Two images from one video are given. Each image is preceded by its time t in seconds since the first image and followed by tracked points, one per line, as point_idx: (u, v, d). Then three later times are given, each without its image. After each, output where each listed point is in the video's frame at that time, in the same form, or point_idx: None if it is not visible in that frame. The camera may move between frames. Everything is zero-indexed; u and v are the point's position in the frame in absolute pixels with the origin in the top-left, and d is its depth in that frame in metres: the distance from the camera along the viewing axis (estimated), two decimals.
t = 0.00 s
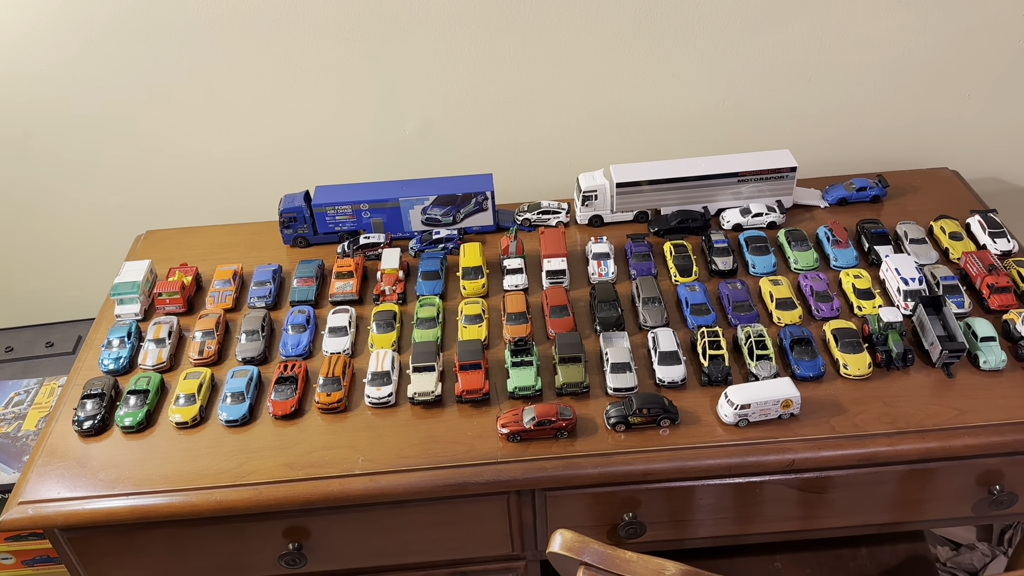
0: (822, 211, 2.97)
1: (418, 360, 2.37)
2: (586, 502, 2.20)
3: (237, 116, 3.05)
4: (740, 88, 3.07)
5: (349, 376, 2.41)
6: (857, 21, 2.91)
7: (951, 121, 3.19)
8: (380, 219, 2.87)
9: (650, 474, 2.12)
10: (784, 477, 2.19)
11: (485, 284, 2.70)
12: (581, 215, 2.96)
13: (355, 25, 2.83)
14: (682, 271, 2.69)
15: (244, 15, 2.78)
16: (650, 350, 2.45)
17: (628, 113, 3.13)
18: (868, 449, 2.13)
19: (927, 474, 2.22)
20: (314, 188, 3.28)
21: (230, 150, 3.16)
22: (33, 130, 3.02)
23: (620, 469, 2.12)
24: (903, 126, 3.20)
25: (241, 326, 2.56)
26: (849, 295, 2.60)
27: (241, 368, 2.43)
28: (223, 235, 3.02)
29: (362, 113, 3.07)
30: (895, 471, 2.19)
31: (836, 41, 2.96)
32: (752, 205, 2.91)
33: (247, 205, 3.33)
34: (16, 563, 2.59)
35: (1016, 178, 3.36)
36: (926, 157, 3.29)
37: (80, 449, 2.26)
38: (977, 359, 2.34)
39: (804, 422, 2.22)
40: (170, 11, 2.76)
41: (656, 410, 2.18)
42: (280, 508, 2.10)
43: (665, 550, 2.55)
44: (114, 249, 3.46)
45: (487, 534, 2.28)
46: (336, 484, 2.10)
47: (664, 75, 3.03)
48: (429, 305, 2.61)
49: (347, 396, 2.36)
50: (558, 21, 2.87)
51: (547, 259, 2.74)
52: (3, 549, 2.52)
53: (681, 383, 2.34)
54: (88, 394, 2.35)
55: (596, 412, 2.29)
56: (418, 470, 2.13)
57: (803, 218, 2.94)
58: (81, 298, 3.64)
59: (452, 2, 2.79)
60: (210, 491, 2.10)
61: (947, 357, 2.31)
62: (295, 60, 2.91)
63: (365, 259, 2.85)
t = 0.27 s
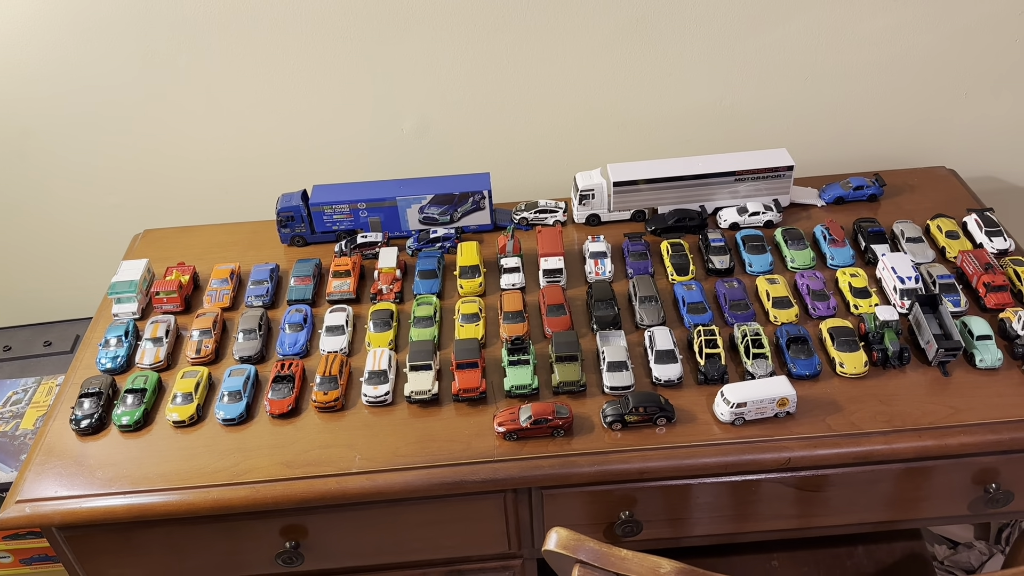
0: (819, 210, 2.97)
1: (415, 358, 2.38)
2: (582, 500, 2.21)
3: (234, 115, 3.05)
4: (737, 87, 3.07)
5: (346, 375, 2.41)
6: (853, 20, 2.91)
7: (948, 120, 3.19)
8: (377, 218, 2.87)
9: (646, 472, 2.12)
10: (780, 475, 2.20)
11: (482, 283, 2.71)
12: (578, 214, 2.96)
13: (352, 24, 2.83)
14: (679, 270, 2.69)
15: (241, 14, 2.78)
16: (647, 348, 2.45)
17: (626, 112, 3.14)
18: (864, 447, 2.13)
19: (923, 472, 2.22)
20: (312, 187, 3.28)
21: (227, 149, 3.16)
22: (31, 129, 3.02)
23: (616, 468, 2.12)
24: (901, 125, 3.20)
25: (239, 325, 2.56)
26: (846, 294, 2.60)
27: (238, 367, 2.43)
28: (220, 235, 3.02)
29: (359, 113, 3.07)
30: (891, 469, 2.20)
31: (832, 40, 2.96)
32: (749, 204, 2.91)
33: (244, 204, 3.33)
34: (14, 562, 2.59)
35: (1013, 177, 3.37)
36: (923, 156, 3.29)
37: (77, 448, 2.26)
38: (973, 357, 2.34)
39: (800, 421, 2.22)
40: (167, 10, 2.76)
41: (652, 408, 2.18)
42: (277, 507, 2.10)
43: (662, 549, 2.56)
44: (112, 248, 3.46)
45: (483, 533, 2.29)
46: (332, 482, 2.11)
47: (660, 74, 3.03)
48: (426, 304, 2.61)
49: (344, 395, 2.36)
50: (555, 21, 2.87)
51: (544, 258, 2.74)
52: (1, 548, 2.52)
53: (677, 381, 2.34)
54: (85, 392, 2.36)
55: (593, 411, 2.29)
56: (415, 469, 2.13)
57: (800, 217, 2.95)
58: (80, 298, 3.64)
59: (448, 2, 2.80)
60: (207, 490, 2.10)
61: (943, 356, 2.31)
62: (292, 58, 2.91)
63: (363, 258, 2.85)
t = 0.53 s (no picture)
0: (819, 209, 2.97)
1: (415, 357, 2.37)
2: (582, 498, 2.21)
3: (234, 114, 3.05)
4: (737, 85, 3.07)
5: (346, 374, 2.41)
6: (853, 18, 2.91)
7: (949, 119, 3.19)
8: (377, 216, 2.87)
9: (646, 470, 2.12)
10: (780, 474, 2.20)
11: (482, 281, 2.71)
12: (578, 213, 2.96)
13: (351, 22, 2.83)
14: (679, 268, 2.69)
15: (241, 11, 2.78)
16: (647, 347, 2.45)
17: (625, 110, 3.13)
18: (864, 445, 2.13)
19: (923, 470, 2.22)
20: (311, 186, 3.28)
21: (227, 148, 3.16)
22: (30, 127, 3.02)
23: (616, 466, 2.12)
24: (901, 124, 3.20)
25: (238, 324, 2.56)
26: (846, 292, 2.60)
27: (238, 365, 2.43)
28: (220, 233, 3.02)
29: (359, 111, 3.07)
30: (891, 467, 2.20)
31: (832, 38, 2.96)
32: (749, 203, 2.91)
33: (244, 202, 3.33)
34: (13, 560, 2.59)
35: (1013, 176, 3.37)
36: (923, 155, 3.29)
37: (77, 446, 2.26)
38: (973, 356, 2.34)
39: (800, 419, 2.22)
40: (166, 8, 2.76)
41: (652, 407, 2.18)
42: (277, 505, 2.10)
43: (662, 547, 2.56)
44: (112, 247, 3.46)
45: (484, 531, 2.29)
46: (332, 481, 2.11)
47: (660, 72, 3.03)
48: (426, 303, 2.61)
49: (344, 393, 2.36)
50: (555, 19, 2.87)
51: (544, 256, 2.74)
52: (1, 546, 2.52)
53: (677, 380, 2.34)
54: (85, 391, 2.36)
55: (593, 409, 2.29)
56: (415, 467, 2.13)
57: (800, 216, 2.94)
58: (79, 296, 3.64)
59: None
60: (207, 488, 2.10)
61: (943, 354, 2.31)
62: (292, 56, 2.91)
63: (363, 256, 2.85)
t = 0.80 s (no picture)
0: (820, 207, 2.97)
1: (415, 355, 2.37)
2: (583, 496, 2.21)
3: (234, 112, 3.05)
4: (738, 83, 3.07)
5: (346, 371, 2.41)
6: (854, 16, 2.91)
7: (949, 117, 3.19)
8: (377, 214, 2.87)
9: (646, 468, 2.12)
10: (780, 471, 2.19)
11: (482, 279, 2.70)
12: (578, 211, 2.95)
13: (351, 20, 2.83)
14: (679, 266, 2.68)
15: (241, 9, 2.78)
16: (647, 345, 2.45)
17: (625, 109, 3.13)
18: (865, 443, 2.13)
19: (923, 468, 2.22)
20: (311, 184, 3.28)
21: (227, 146, 3.15)
22: (30, 125, 3.02)
23: (616, 464, 2.12)
24: (901, 122, 3.20)
25: (238, 321, 2.56)
26: (846, 290, 2.60)
27: (238, 363, 2.43)
28: (220, 231, 3.01)
29: (358, 110, 3.07)
30: (892, 465, 2.20)
31: (833, 36, 2.96)
32: (749, 201, 2.91)
33: (244, 200, 3.33)
34: (13, 558, 2.59)
35: (1014, 174, 3.36)
36: (924, 153, 3.29)
37: (77, 444, 2.26)
38: (974, 354, 2.34)
39: (801, 417, 2.22)
40: (165, 6, 2.75)
41: (652, 404, 2.18)
42: (277, 503, 2.10)
43: (663, 545, 2.56)
44: (111, 244, 3.46)
45: (484, 529, 2.29)
46: (332, 478, 2.10)
47: (660, 70, 3.03)
48: (426, 300, 2.61)
49: (344, 391, 2.36)
50: (555, 17, 2.87)
51: (544, 254, 2.73)
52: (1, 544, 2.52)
53: (678, 378, 2.34)
54: (85, 389, 2.36)
55: (593, 407, 2.29)
56: (415, 465, 2.13)
57: (800, 214, 2.94)
58: (79, 294, 3.64)
59: None
60: (207, 486, 2.10)
61: (944, 352, 2.31)
62: (292, 54, 2.90)
63: (363, 254, 2.85)
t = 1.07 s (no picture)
0: (820, 206, 2.96)
1: (415, 354, 2.37)
2: (583, 495, 2.20)
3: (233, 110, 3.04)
4: (738, 82, 3.06)
5: (346, 370, 2.41)
6: (854, 15, 2.90)
7: (950, 117, 3.18)
8: (377, 213, 2.87)
9: (646, 467, 2.12)
10: (781, 471, 2.19)
11: (482, 278, 2.70)
12: (578, 210, 2.95)
13: (350, 19, 2.82)
14: (680, 265, 2.68)
15: (242, 8, 2.78)
16: (648, 344, 2.44)
17: (626, 107, 3.13)
18: (865, 442, 2.12)
19: (924, 467, 2.22)
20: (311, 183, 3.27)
21: (226, 144, 3.15)
22: (29, 123, 3.02)
23: (616, 463, 2.12)
24: (902, 121, 3.20)
25: (238, 320, 2.55)
26: (847, 290, 2.59)
27: (238, 362, 2.43)
28: (220, 230, 3.01)
29: (358, 109, 3.06)
30: (892, 465, 2.19)
31: (833, 35, 2.95)
32: (750, 200, 2.91)
33: (244, 199, 3.32)
34: (13, 557, 2.59)
35: (1014, 174, 3.36)
36: (924, 152, 3.29)
37: (76, 443, 2.26)
38: (975, 353, 2.34)
39: (801, 416, 2.21)
40: (164, 4, 2.75)
41: (653, 404, 2.17)
42: (277, 502, 2.10)
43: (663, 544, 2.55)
44: (111, 243, 3.45)
45: (484, 528, 2.28)
46: (332, 477, 2.10)
47: (660, 69, 3.02)
48: (426, 299, 2.61)
49: (344, 390, 2.36)
50: (555, 17, 2.86)
51: (544, 253, 2.73)
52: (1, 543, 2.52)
53: (678, 377, 2.33)
54: (85, 387, 2.35)
55: (593, 406, 2.28)
56: (415, 463, 2.13)
57: (801, 213, 2.94)
58: (79, 293, 3.64)
59: None
60: (207, 485, 2.10)
61: (944, 351, 2.31)
62: (291, 52, 2.90)
63: (363, 253, 2.84)
